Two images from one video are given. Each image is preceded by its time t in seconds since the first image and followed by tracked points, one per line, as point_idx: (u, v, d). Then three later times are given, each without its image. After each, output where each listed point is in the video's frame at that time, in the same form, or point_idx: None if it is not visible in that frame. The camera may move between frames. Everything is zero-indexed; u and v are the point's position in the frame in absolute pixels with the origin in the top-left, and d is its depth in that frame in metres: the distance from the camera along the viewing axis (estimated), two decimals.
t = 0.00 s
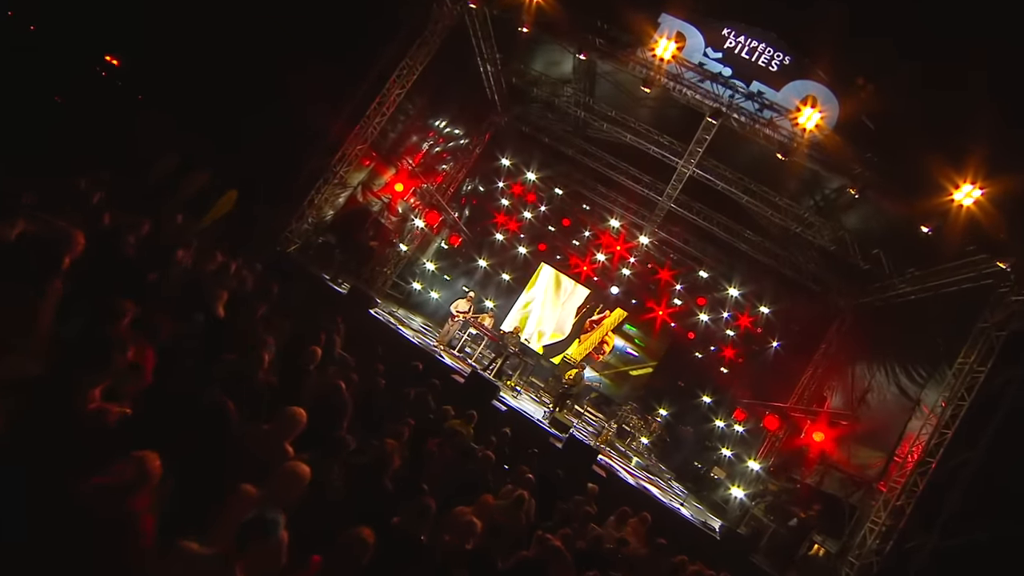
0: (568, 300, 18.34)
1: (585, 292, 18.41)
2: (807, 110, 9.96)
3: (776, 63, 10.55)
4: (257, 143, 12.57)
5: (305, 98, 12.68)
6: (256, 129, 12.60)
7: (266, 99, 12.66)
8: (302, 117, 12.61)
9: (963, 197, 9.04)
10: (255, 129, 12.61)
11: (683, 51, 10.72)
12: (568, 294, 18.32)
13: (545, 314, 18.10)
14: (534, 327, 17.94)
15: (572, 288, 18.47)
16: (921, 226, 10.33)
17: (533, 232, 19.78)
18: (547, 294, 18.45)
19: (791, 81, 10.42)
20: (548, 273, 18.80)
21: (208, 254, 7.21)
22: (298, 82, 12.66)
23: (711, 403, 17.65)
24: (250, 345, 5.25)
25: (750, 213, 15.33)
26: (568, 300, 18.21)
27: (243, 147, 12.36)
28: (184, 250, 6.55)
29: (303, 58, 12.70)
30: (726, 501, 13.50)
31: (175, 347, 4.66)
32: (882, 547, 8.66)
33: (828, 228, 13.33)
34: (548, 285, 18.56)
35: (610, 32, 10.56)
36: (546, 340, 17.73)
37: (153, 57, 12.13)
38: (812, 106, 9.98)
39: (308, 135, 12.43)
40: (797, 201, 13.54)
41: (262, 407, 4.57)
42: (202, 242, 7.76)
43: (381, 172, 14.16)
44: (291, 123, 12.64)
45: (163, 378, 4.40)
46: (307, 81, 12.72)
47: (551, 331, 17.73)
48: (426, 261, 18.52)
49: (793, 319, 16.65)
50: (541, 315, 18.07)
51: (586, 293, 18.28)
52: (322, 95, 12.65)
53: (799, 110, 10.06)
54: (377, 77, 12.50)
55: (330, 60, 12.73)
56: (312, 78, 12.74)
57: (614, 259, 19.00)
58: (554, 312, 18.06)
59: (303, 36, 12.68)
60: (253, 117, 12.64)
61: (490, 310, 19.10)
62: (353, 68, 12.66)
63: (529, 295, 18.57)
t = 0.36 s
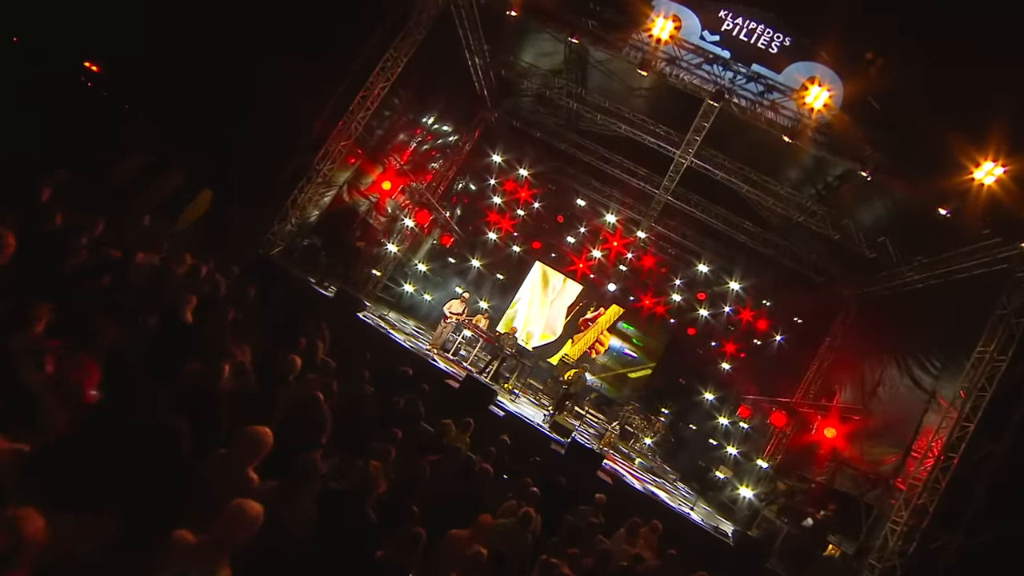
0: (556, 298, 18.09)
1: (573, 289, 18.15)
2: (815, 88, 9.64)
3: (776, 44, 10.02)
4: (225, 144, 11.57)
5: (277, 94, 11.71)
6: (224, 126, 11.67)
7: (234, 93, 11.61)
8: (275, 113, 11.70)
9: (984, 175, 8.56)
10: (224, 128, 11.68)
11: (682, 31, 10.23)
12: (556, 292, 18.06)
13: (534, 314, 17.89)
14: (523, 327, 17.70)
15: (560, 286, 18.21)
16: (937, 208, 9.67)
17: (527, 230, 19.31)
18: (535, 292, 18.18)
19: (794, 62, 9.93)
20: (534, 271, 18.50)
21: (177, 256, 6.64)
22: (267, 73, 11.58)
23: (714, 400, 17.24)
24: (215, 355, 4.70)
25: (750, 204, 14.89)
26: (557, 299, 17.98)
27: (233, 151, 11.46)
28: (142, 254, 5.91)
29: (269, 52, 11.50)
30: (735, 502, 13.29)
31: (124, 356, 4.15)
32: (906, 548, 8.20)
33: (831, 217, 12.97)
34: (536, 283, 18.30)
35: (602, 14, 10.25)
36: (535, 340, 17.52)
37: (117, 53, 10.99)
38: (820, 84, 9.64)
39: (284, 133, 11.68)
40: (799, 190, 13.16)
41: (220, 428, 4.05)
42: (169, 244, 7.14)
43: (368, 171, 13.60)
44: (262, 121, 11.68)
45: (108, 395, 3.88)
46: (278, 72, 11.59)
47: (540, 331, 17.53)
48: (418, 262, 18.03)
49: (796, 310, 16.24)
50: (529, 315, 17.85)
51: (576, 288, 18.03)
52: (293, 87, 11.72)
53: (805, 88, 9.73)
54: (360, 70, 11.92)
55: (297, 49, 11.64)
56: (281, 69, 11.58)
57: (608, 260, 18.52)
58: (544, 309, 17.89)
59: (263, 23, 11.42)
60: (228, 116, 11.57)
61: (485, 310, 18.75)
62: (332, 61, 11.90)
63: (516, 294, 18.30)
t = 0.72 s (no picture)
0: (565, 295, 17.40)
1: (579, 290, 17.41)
2: (824, 65, 9.25)
3: (776, 24, 9.66)
4: (204, 144, 11.18)
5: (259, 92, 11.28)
6: (204, 126, 11.20)
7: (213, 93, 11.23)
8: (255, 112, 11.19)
9: (1010, 149, 8.06)
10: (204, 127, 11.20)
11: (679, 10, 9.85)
12: (565, 289, 17.34)
13: (540, 309, 17.22)
14: (528, 322, 17.04)
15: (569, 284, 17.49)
16: (959, 186, 9.09)
17: (521, 229, 18.90)
18: (544, 287, 17.47)
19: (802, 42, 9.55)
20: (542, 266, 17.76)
21: (142, 258, 6.13)
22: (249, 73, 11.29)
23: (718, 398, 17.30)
24: (173, 365, 4.17)
25: (751, 194, 14.42)
26: (565, 296, 17.26)
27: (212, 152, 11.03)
28: (100, 256, 5.38)
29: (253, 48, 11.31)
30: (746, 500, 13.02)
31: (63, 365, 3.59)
32: (934, 552, 7.58)
33: (836, 205, 12.53)
34: (545, 278, 17.57)
35: None
36: (538, 339, 16.87)
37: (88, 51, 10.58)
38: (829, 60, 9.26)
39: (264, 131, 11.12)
40: (802, 177, 12.72)
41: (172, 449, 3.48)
42: (137, 247, 6.62)
43: (354, 170, 13.09)
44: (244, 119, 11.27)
45: (36, 411, 3.28)
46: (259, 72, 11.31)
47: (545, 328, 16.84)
48: (410, 264, 17.52)
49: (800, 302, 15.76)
50: (536, 310, 17.16)
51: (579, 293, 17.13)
52: (276, 85, 11.25)
53: (814, 66, 9.33)
54: (344, 64, 11.43)
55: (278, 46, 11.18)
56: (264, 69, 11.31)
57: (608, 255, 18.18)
58: (547, 308, 17.12)
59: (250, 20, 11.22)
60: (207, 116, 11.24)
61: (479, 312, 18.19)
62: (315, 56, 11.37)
63: (523, 287, 17.63)
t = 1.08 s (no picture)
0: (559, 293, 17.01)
1: (575, 288, 17.03)
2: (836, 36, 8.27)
3: None
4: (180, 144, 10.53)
5: (239, 89, 10.67)
6: (176, 126, 10.60)
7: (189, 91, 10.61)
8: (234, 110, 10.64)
9: None
10: (179, 127, 10.60)
11: None
12: (559, 287, 16.94)
13: (535, 308, 16.76)
14: (522, 322, 16.64)
15: (563, 281, 17.14)
16: (987, 161, 8.53)
17: (518, 228, 18.41)
18: (538, 287, 17.07)
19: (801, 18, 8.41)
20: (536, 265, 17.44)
21: (101, 262, 5.58)
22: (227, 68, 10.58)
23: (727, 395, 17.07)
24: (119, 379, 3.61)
25: (755, 181, 13.86)
26: (559, 295, 16.88)
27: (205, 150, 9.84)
28: (47, 258, 4.83)
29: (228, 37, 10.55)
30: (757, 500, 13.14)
31: None
32: (968, 554, 7.06)
33: (845, 191, 12.01)
34: (538, 276, 17.16)
35: None
36: (533, 339, 16.41)
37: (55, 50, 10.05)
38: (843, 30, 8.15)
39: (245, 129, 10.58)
40: (808, 163, 12.23)
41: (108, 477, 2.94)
42: (99, 250, 6.07)
43: (342, 169, 12.57)
44: (223, 118, 10.70)
45: None
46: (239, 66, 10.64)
47: (540, 329, 16.39)
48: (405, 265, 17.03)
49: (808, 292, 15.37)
50: (530, 309, 16.75)
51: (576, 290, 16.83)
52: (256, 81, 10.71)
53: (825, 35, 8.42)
54: (328, 58, 10.86)
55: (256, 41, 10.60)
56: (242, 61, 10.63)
57: (610, 244, 17.78)
58: (543, 307, 16.73)
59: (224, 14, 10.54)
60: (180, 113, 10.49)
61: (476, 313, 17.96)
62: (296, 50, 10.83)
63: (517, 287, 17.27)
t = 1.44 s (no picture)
0: (544, 293, 16.88)
1: (560, 284, 16.88)
2: None
3: None
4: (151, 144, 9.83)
5: (217, 86, 10.07)
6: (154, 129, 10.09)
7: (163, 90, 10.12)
8: (212, 107, 10.02)
9: None
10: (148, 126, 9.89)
11: None
12: (542, 287, 16.84)
13: (520, 313, 16.69)
14: (509, 327, 16.56)
15: (546, 279, 16.98)
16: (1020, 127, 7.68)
17: (516, 226, 18.22)
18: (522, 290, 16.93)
19: None
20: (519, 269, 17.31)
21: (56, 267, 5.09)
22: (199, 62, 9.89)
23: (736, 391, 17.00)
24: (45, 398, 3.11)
25: (763, 168, 13.27)
26: (544, 295, 16.76)
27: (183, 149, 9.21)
28: None
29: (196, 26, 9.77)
30: (774, 502, 12.61)
31: None
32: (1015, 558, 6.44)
33: (857, 175, 11.45)
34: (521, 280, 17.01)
35: None
36: (526, 341, 16.36)
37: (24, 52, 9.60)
38: None
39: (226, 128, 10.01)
40: (817, 146, 11.65)
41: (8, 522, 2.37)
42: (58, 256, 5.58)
43: (332, 169, 12.00)
44: (200, 117, 10.10)
45: None
46: (214, 59, 9.95)
47: (529, 331, 16.37)
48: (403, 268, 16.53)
49: (821, 283, 14.75)
50: (516, 314, 16.66)
51: (561, 282, 16.62)
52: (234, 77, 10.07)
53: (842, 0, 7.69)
54: (310, 51, 10.30)
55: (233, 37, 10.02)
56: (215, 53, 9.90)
57: (613, 240, 17.53)
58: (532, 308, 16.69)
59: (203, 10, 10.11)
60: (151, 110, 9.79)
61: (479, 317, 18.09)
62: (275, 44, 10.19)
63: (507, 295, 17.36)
